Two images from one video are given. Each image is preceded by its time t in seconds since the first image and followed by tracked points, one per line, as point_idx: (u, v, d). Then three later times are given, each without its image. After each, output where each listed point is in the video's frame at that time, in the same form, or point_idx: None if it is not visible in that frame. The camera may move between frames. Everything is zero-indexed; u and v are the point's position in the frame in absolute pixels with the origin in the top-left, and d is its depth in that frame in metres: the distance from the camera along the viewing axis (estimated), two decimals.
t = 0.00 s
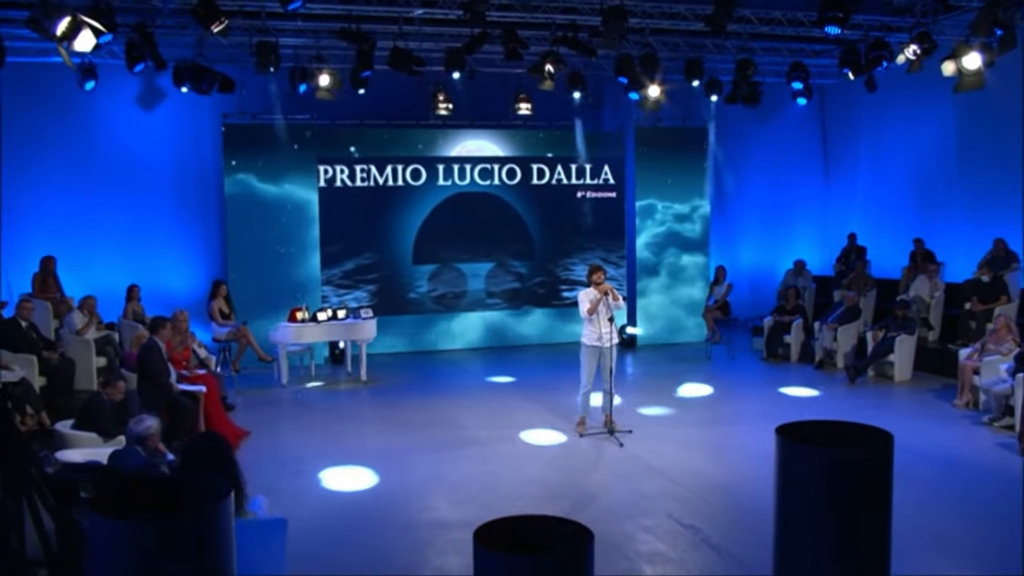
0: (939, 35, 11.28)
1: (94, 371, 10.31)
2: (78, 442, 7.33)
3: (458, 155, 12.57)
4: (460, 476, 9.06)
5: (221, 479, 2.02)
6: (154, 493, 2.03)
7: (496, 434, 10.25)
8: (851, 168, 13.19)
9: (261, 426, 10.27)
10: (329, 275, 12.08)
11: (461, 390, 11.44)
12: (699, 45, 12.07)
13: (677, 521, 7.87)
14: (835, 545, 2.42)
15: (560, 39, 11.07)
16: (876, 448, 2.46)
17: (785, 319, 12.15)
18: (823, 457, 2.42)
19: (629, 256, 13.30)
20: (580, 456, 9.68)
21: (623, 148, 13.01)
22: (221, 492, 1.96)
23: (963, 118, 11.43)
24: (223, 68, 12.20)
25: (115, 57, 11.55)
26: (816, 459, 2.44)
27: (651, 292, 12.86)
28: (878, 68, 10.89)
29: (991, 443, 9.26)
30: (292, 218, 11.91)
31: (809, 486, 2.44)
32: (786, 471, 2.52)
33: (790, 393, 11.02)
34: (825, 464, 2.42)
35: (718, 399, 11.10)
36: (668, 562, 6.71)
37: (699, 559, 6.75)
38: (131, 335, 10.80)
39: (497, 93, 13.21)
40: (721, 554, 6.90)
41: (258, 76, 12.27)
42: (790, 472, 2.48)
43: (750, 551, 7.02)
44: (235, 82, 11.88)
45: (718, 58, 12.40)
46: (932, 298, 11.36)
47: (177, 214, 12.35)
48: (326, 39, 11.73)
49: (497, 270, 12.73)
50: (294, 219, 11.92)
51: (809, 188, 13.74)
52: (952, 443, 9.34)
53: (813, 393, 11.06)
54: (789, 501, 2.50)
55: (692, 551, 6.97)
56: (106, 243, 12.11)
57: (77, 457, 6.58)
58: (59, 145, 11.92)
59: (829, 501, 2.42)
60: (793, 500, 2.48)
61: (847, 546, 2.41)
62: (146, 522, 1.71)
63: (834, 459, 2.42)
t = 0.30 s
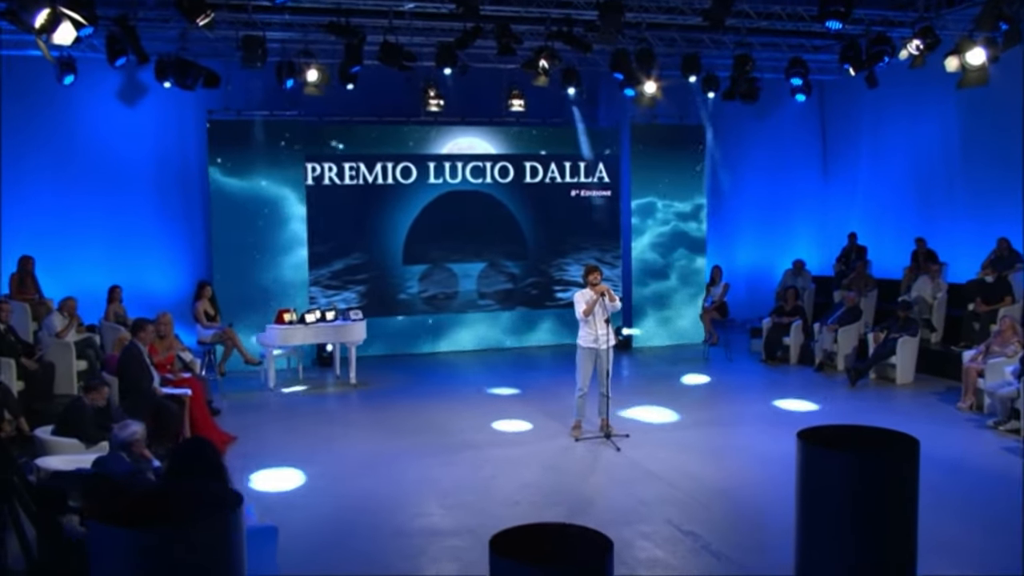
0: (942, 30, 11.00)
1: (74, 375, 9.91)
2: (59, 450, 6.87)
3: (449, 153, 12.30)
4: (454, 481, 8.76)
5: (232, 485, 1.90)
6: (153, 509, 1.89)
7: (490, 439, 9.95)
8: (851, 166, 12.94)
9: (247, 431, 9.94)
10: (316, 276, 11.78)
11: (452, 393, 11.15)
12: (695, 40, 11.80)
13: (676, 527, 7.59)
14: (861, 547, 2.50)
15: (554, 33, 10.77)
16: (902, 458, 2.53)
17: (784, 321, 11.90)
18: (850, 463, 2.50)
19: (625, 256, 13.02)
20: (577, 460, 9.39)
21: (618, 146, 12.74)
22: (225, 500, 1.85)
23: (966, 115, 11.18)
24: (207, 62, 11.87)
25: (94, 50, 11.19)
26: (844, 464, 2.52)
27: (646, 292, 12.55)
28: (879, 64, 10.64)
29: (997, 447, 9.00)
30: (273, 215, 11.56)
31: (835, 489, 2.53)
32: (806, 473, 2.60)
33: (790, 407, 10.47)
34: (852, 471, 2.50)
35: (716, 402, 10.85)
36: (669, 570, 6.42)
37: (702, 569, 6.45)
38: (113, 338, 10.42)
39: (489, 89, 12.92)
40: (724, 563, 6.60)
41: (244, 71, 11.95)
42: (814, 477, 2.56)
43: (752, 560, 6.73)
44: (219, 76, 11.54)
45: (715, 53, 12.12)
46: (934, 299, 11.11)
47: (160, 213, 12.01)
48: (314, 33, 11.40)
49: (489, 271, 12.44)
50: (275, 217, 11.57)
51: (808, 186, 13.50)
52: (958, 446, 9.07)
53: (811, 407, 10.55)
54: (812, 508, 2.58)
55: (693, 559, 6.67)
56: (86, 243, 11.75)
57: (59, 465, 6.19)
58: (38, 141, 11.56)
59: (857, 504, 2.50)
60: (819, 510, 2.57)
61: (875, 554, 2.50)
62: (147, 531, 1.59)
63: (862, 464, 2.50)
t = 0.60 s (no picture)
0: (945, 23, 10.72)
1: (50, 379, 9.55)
2: (36, 456, 6.41)
3: (439, 150, 12.00)
4: (446, 487, 8.43)
5: (233, 491, 1.93)
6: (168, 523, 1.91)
7: (484, 442, 9.63)
8: (851, 164, 12.68)
9: (231, 435, 9.59)
10: (301, 275, 11.44)
11: (442, 396, 10.82)
12: (692, 33, 11.48)
13: (676, 533, 7.29)
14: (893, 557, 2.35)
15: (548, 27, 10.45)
16: (936, 460, 2.38)
17: (783, 322, 11.64)
18: (875, 468, 2.34)
19: (619, 256, 12.72)
20: (573, 464, 9.07)
21: (614, 143, 12.45)
22: (237, 506, 1.88)
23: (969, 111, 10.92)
24: (190, 54, 11.50)
25: (71, 41, 10.79)
26: (873, 469, 2.35)
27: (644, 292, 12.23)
28: (881, 58, 10.37)
29: (1004, 451, 8.72)
30: (253, 213, 11.23)
31: (861, 493, 2.37)
32: (831, 481, 2.44)
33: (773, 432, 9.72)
34: (876, 476, 2.35)
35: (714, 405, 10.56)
36: None
37: None
38: (91, 341, 10.04)
39: (480, 83, 12.61)
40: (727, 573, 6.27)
41: (228, 64, 11.58)
42: (838, 483, 2.41)
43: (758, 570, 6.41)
44: (202, 69, 11.18)
45: (712, 47, 11.81)
46: (938, 299, 10.84)
47: (140, 210, 11.61)
48: (300, 25, 11.04)
49: (480, 271, 12.14)
50: (256, 214, 11.24)
51: (806, 184, 13.23)
52: (964, 449, 8.79)
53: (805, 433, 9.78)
54: (835, 512, 2.43)
55: (695, 567, 6.34)
56: (64, 241, 11.35)
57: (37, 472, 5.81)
58: (12, 135, 11.15)
59: (884, 512, 2.35)
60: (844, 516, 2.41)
61: (910, 566, 2.35)
62: (161, 548, 1.63)
63: (890, 466, 2.35)
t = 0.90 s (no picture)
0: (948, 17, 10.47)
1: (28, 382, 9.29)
2: (15, 463, 6.03)
3: (430, 147, 11.74)
4: (439, 492, 8.13)
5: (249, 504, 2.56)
6: (186, 529, 2.48)
7: (477, 445, 9.34)
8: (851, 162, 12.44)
9: (215, 440, 9.27)
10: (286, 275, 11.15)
11: (433, 399, 10.53)
12: (689, 27, 11.20)
13: (677, 541, 7.02)
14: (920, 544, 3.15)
15: (542, 20, 10.17)
16: (954, 466, 3.17)
17: (782, 323, 11.39)
18: (899, 475, 3.16)
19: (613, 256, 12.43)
20: (569, 470, 8.79)
21: (609, 139, 12.23)
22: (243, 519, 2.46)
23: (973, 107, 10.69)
24: (171, 47, 11.16)
25: (48, 34, 10.42)
26: (899, 473, 3.17)
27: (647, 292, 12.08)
28: (883, 52, 10.13)
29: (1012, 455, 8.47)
30: (234, 210, 10.89)
31: (888, 497, 3.19)
32: (862, 480, 3.29)
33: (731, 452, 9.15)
34: (900, 480, 3.17)
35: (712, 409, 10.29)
36: None
37: None
38: (70, 344, 9.69)
39: (471, 79, 12.32)
40: None
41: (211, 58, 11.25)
42: (868, 484, 3.25)
43: None
44: (185, 63, 10.84)
45: (709, 42, 11.54)
46: (940, 300, 10.62)
47: (121, 209, 11.27)
48: (287, 18, 10.72)
49: (472, 271, 11.88)
50: (237, 212, 10.92)
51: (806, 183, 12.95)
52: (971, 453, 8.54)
53: (761, 453, 9.23)
54: (868, 507, 3.25)
55: None
56: (42, 241, 11.00)
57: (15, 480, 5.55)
58: None
59: (908, 509, 3.16)
60: (874, 509, 3.23)
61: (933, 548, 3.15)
62: (175, 555, 2.23)
63: (910, 475, 3.16)
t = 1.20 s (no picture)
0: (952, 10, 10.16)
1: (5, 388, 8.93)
2: None
3: (418, 143, 11.39)
4: (431, 498, 7.78)
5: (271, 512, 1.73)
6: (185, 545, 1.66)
7: (469, 450, 9.02)
8: (852, 159, 12.14)
9: (197, 446, 8.91)
10: (265, 278, 10.76)
11: (422, 404, 10.19)
12: (685, 20, 10.87)
13: (678, 550, 6.71)
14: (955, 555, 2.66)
15: (533, 12, 9.82)
16: (991, 471, 2.67)
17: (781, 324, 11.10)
18: (930, 481, 2.67)
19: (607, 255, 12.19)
20: (565, 475, 8.45)
21: (603, 135, 11.93)
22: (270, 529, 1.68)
23: (976, 103, 10.42)
24: (151, 40, 10.77)
25: (21, 25, 10.01)
26: (930, 480, 2.67)
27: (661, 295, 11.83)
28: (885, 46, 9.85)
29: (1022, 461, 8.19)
30: (209, 208, 10.52)
31: (918, 504, 2.70)
32: (891, 487, 2.79)
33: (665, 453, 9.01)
34: (932, 488, 2.68)
35: (709, 413, 9.98)
36: None
37: None
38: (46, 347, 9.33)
39: (459, 73, 12.00)
40: None
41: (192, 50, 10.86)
42: (897, 491, 2.75)
43: None
44: (164, 55, 10.45)
45: (706, 35, 11.22)
46: (943, 301, 10.32)
47: (99, 208, 10.86)
48: (271, 10, 10.34)
49: (461, 272, 11.56)
50: (212, 210, 10.54)
51: (804, 181, 12.66)
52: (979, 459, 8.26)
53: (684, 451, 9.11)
54: (897, 515, 2.76)
55: None
56: (16, 241, 10.60)
57: None
58: None
59: (940, 519, 2.67)
60: (905, 517, 2.74)
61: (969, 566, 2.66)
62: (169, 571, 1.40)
63: (944, 482, 2.66)
